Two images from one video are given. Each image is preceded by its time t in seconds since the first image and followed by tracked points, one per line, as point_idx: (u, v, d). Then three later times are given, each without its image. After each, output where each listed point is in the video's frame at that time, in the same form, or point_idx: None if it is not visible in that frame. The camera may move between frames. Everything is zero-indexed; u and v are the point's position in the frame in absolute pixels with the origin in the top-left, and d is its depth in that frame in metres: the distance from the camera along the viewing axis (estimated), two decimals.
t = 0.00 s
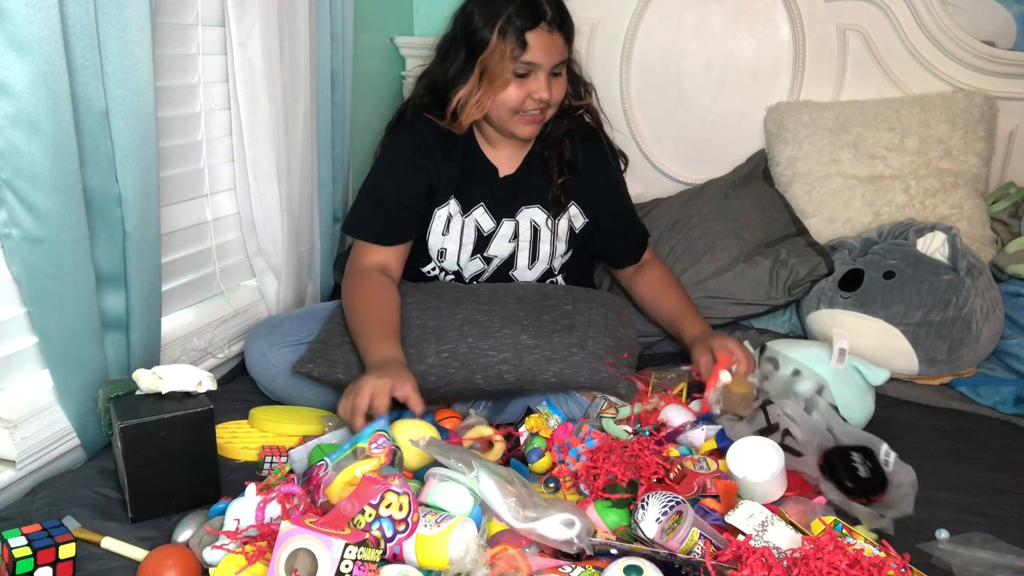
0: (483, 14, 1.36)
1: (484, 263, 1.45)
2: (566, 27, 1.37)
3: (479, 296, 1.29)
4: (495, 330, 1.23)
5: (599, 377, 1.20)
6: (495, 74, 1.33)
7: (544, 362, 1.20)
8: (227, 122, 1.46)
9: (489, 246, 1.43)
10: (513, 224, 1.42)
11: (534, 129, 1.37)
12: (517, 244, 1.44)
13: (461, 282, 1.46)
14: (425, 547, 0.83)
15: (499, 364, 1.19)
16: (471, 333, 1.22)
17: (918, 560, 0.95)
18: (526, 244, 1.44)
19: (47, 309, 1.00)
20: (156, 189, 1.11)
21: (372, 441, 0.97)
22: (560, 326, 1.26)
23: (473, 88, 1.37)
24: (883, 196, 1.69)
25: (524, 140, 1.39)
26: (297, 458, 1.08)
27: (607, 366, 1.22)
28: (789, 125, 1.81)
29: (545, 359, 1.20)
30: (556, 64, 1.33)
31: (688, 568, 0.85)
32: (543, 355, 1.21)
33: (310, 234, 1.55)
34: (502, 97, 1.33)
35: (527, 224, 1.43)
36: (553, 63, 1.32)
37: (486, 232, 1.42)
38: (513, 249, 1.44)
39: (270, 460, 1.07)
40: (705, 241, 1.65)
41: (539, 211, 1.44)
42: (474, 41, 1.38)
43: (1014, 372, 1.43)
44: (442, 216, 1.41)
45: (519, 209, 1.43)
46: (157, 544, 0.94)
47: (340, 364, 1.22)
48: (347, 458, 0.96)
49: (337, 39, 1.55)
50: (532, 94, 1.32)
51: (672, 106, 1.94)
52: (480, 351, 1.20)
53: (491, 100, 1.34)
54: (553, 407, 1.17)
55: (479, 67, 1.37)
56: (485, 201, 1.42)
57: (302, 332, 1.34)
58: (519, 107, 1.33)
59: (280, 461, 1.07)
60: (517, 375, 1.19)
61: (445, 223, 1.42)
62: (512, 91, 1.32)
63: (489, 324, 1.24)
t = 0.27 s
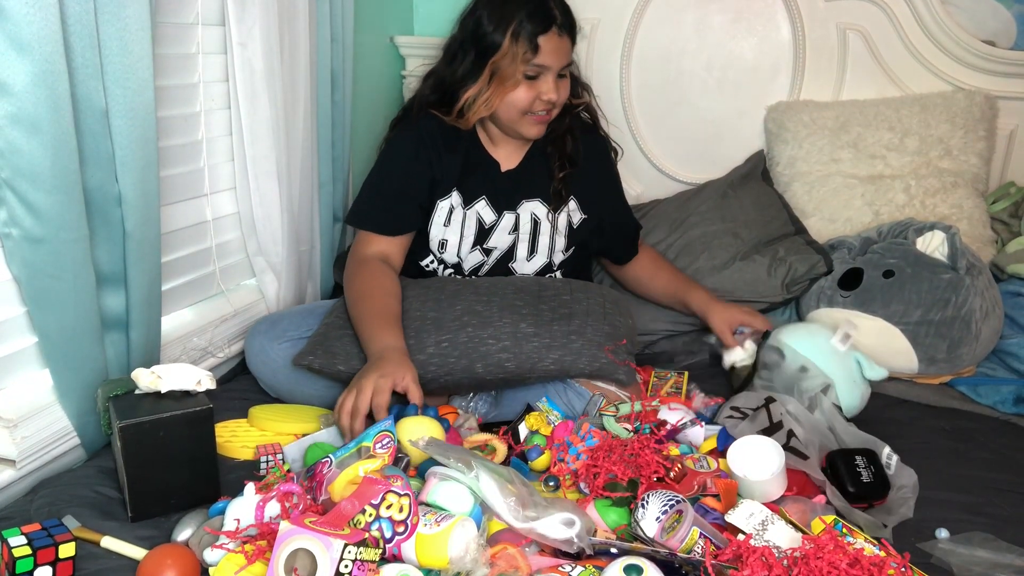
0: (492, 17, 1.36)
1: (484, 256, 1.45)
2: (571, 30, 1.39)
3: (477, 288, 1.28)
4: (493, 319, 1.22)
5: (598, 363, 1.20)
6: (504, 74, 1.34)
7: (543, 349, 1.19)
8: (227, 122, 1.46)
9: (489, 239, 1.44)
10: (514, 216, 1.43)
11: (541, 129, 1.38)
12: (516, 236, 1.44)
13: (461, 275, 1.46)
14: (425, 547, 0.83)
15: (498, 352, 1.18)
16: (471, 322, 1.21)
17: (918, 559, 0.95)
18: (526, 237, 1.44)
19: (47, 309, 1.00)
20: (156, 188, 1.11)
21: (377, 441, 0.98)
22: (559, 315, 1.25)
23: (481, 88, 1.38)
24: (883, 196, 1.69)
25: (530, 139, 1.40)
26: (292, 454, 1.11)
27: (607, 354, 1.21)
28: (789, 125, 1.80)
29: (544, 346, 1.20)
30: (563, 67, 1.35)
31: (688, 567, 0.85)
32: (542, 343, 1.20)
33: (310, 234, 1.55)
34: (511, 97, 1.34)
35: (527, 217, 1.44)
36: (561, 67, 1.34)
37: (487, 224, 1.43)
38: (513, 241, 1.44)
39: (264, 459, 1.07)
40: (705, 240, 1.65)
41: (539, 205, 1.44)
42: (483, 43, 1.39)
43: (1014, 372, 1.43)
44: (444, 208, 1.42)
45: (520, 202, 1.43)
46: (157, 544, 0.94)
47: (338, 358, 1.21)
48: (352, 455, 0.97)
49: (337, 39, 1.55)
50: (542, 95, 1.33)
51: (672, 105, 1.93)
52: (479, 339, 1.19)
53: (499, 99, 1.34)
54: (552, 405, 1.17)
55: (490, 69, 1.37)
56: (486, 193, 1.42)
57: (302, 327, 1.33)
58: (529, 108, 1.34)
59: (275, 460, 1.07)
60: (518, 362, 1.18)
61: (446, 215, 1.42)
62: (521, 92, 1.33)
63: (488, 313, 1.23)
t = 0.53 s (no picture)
0: (501, 10, 1.39)
1: (487, 250, 1.45)
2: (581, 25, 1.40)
3: (479, 289, 1.29)
4: (494, 320, 1.22)
5: (600, 362, 1.19)
6: (513, 64, 1.36)
7: (543, 349, 1.19)
8: (227, 122, 1.46)
9: (492, 232, 1.44)
10: (518, 211, 1.44)
11: (551, 123, 1.39)
12: (519, 230, 1.44)
13: (461, 268, 1.45)
14: (425, 547, 0.83)
15: (499, 353, 1.18)
16: (472, 323, 1.22)
17: (918, 560, 0.95)
18: (528, 232, 1.45)
19: (47, 309, 1.00)
20: (156, 188, 1.11)
21: (377, 442, 0.98)
22: (559, 314, 1.25)
23: (489, 79, 1.39)
24: (883, 196, 1.69)
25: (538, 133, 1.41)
26: (290, 452, 1.10)
27: (607, 353, 1.21)
28: (789, 125, 1.80)
29: (544, 347, 1.19)
30: (572, 58, 1.36)
31: (688, 567, 0.85)
32: (542, 343, 1.20)
33: (310, 234, 1.55)
34: (520, 87, 1.35)
35: (530, 212, 1.44)
36: (570, 57, 1.35)
37: (490, 217, 1.43)
38: (515, 236, 1.44)
39: (265, 459, 1.07)
40: (704, 240, 1.65)
41: (543, 201, 1.45)
42: (492, 37, 1.41)
43: (1014, 372, 1.43)
44: (447, 199, 1.43)
45: (524, 197, 1.44)
46: (157, 544, 0.94)
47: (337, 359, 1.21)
48: (352, 456, 0.97)
49: (337, 39, 1.55)
50: (551, 85, 1.35)
51: (672, 105, 1.93)
52: (480, 340, 1.19)
53: (507, 89, 1.36)
54: (552, 404, 1.17)
55: (500, 59, 1.38)
56: (490, 186, 1.43)
57: (302, 327, 1.33)
58: (538, 99, 1.35)
59: (276, 461, 1.08)
60: (517, 364, 1.18)
61: (449, 206, 1.43)
62: (530, 82, 1.35)
63: (489, 314, 1.23)
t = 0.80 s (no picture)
0: (524, 10, 1.39)
1: (490, 249, 1.45)
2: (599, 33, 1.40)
3: (479, 289, 1.29)
4: (495, 320, 1.22)
5: (598, 364, 1.19)
6: (527, 63, 1.35)
7: (544, 350, 1.19)
8: (228, 121, 1.46)
9: (495, 231, 1.44)
10: (521, 212, 1.43)
11: (560, 126, 1.38)
12: (522, 231, 1.44)
13: (462, 266, 1.46)
14: (425, 547, 0.83)
15: (499, 353, 1.18)
16: (472, 323, 1.22)
17: (918, 560, 0.95)
18: (532, 232, 1.44)
19: (48, 309, 1.00)
20: (156, 188, 1.10)
21: (377, 441, 0.98)
22: (560, 315, 1.25)
23: (504, 77, 1.39)
24: (883, 196, 1.69)
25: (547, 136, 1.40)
26: (291, 453, 1.10)
27: (607, 354, 1.21)
28: (789, 125, 1.80)
29: (544, 347, 1.19)
30: (588, 64, 1.36)
31: (688, 568, 0.85)
32: (543, 344, 1.20)
33: (310, 234, 1.55)
34: (533, 87, 1.34)
35: (533, 213, 1.43)
36: (586, 62, 1.35)
37: (494, 217, 1.43)
38: (518, 236, 1.44)
39: (269, 459, 1.07)
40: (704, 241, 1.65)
41: (546, 203, 1.43)
42: (511, 35, 1.41)
43: (1014, 373, 1.43)
44: (450, 195, 1.44)
45: (528, 198, 1.43)
46: (157, 544, 0.94)
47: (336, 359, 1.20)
48: (352, 456, 0.97)
49: (337, 39, 1.55)
50: (563, 88, 1.34)
51: (672, 106, 1.93)
52: (481, 340, 1.19)
53: (520, 88, 1.35)
54: (552, 405, 1.17)
55: (515, 58, 1.39)
56: (495, 184, 1.43)
57: (303, 326, 1.33)
58: (549, 102, 1.35)
59: (277, 461, 1.07)
60: (517, 364, 1.18)
61: (451, 202, 1.44)
62: (543, 82, 1.34)
63: (489, 315, 1.23)
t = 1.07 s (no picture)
0: (551, 19, 1.36)
1: (506, 251, 1.46)
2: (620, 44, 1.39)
3: (480, 289, 1.29)
4: (496, 320, 1.22)
5: (602, 364, 1.19)
6: (549, 73, 1.34)
7: (547, 350, 1.19)
8: (228, 122, 1.46)
9: (513, 234, 1.45)
10: (540, 215, 1.44)
11: (579, 134, 1.38)
12: (539, 234, 1.45)
13: (477, 267, 1.47)
14: (425, 547, 0.83)
15: (500, 353, 1.18)
16: (475, 324, 1.22)
17: (918, 560, 0.95)
18: (549, 235, 1.45)
19: (48, 309, 1.00)
20: (156, 188, 1.10)
21: (377, 442, 0.98)
22: (564, 316, 1.25)
23: (524, 85, 1.38)
24: (883, 196, 1.69)
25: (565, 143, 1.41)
26: (290, 454, 1.10)
27: (609, 355, 1.21)
28: (789, 125, 1.80)
29: (548, 348, 1.19)
30: (609, 76, 1.35)
31: (688, 568, 0.85)
32: (545, 344, 1.20)
33: (310, 234, 1.55)
34: (554, 98, 1.34)
35: (552, 217, 1.44)
36: (607, 75, 1.34)
37: (512, 220, 1.44)
38: (536, 239, 1.45)
39: (268, 459, 1.07)
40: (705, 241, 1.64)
41: (563, 206, 1.45)
42: (533, 44, 1.39)
43: (1014, 373, 1.43)
44: (469, 198, 1.44)
45: (547, 201, 1.44)
46: (157, 544, 0.94)
47: (334, 359, 1.20)
48: (352, 456, 0.96)
49: (337, 39, 1.55)
50: (584, 100, 1.33)
51: (672, 106, 1.94)
52: (482, 340, 1.19)
53: (541, 99, 1.35)
54: (553, 405, 1.17)
55: (536, 68, 1.37)
56: (513, 189, 1.43)
57: (306, 324, 1.33)
58: (569, 113, 1.35)
59: (277, 461, 1.07)
60: (521, 365, 1.18)
61: (470, 204, 1.44)
62: (564, 94, 1.33)
63: (491, 315, 1.23)
